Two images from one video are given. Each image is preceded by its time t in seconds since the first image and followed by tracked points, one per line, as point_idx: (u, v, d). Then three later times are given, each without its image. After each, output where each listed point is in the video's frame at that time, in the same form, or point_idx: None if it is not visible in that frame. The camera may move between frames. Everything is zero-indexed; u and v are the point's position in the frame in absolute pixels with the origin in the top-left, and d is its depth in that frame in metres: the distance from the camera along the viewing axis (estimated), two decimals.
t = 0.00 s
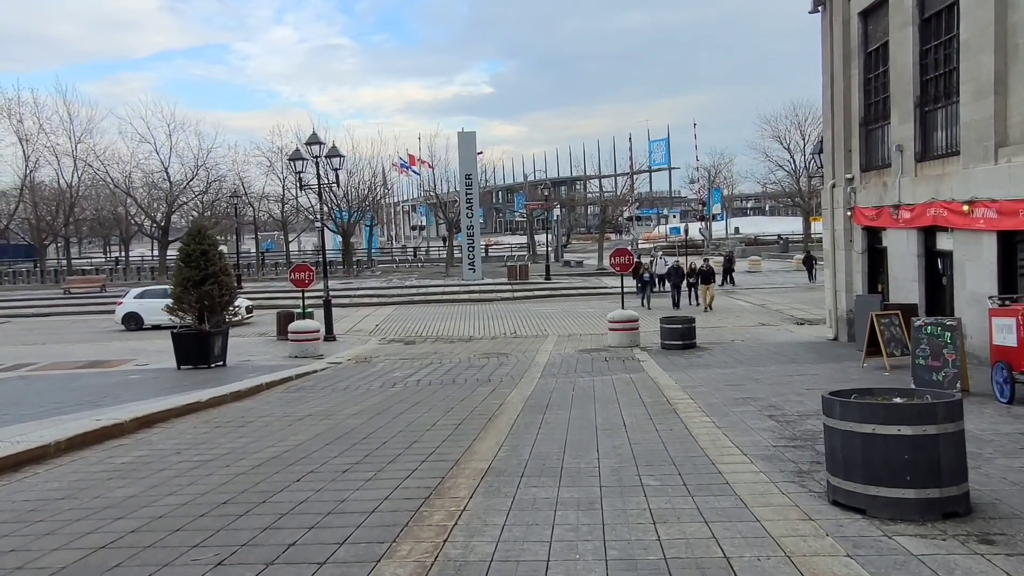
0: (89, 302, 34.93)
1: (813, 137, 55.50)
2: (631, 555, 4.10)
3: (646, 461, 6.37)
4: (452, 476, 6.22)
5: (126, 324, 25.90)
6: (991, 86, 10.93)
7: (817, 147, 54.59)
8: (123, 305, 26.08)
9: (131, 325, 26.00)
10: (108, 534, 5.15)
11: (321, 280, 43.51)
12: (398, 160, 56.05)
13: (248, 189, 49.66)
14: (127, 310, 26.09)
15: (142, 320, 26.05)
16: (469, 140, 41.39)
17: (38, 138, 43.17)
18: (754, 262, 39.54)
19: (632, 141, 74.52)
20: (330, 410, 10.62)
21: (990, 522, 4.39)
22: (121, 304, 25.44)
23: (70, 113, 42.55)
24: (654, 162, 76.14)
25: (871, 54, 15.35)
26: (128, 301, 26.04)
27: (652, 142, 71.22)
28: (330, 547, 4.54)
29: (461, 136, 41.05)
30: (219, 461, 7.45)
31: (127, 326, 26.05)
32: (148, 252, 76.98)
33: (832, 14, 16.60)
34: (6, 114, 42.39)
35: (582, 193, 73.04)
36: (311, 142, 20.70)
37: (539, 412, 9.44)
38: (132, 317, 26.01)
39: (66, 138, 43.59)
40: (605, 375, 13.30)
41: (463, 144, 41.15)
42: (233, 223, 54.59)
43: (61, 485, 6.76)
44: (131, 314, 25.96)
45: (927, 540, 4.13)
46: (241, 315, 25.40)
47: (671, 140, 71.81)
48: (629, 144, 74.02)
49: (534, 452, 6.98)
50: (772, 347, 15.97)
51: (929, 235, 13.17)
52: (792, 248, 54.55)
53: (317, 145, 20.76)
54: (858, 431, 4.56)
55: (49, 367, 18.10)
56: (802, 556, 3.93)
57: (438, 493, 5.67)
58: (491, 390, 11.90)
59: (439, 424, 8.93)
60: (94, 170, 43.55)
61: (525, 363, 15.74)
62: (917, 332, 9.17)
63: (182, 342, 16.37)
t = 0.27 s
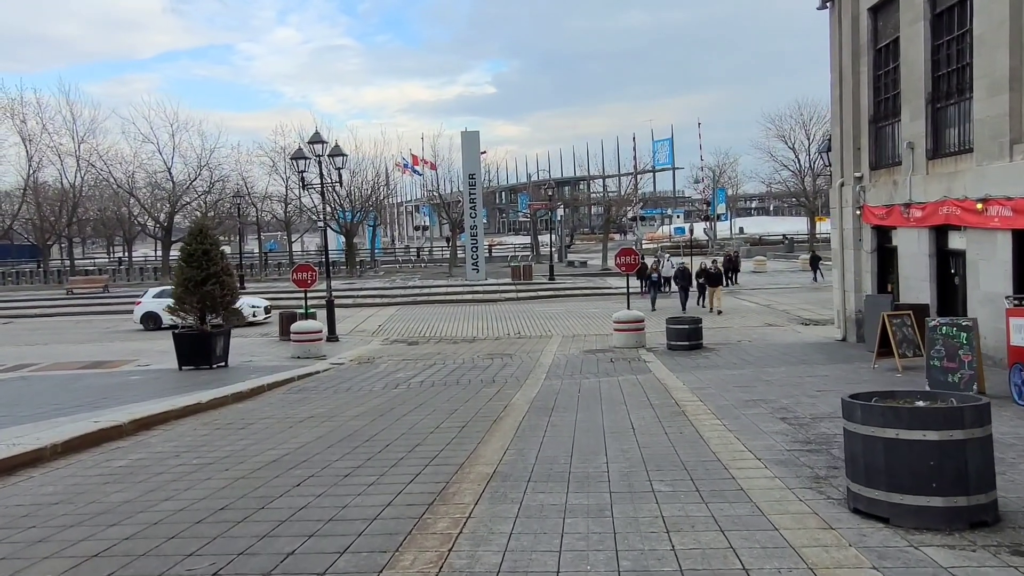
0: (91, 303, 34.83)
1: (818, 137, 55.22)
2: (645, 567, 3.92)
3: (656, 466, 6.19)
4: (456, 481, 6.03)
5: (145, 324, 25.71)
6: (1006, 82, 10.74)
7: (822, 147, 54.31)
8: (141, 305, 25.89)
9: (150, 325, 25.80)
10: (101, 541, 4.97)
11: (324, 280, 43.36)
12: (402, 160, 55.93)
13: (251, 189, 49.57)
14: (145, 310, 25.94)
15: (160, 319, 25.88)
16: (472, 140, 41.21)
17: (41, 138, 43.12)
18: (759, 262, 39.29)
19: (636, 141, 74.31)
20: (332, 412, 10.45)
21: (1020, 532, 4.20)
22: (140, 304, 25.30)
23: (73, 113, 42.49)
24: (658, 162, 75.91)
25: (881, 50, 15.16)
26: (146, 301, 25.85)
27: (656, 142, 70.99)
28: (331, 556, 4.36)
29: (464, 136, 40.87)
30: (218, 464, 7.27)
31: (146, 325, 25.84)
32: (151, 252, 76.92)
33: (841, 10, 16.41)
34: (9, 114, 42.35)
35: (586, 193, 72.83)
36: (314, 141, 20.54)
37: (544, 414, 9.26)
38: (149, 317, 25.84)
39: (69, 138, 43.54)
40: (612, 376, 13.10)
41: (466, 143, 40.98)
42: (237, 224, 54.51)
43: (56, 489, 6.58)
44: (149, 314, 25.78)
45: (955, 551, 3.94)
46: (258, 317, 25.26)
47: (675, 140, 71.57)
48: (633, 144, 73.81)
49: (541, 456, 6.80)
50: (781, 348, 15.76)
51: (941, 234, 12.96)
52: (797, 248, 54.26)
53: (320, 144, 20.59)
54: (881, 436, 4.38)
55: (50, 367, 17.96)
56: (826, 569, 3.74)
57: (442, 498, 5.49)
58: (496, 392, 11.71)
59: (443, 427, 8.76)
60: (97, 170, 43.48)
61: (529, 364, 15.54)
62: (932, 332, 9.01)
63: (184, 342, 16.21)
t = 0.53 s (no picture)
0: (97, 300, 34.79)
1: (826, 135, 54.84)
2: None
3: (667, 471, 5.99)
4: (460, 486, 5.84)
5: (165, 321, 25.27)
6: None
7: (831, 146, 53.94)
8: (160, 302, 25.38)
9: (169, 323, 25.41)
10: (91, 548, 4.80)
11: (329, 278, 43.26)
12: (408, 158, 55.79)
13: (257, 187, 49.52)
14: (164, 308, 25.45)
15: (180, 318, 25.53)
16: (478, 138, 41.02)
17: (47, 136, 43.13)
18: (767, 261, 39.00)
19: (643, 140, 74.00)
20: (335, 412, 10.28)
21: None
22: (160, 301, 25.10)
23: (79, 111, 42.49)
24: (665, 160, 75.59)
25: (893, 46, 14.91)
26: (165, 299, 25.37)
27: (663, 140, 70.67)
28: (329, 567, 4.17)
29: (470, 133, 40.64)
30: (217, 467, 7.10)
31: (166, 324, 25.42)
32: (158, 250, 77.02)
33: (853, 5, 16.15)
34: (16, 112, 42.37)
35: (593, 191, 72.58)
36: (318, 138, 20.37)
37: (550, 416, 9.06)
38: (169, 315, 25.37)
39: (75, 135, 43.52)
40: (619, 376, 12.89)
41: (472, 141, 40.76)
42: (242, 222, 54.44)
43: (50, 492, 6.42)
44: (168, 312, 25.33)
45: (986, 566, 3.73)
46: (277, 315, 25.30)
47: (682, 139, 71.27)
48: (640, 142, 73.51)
49: (547, 460, 6.60)
50: (790, 348, 15.52)
51: (956, 233, 12.72)
52: (804, 247, 53.90)
53: (325, 141, 20.42)
54: (906, 442, 4.17)
55: (53, 365, 17.86)
56: None
57: (445, 504, 5.30)
58: (501, 392, 11.52)
59: (447, 428, 8.57)
60: (103, 167, 43.47)
61: (535, 363, 15.35)
62: (949, 333, 8.77)
63: (187, 341, 16.09)
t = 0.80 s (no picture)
0: (101, 299, 34.74)
1: (834, 133, 54.42)
2: None
3: (675, 476, 5.78)
4: (460, 491, 5.64)
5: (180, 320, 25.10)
6: None
7: (839, 144, 53.54)
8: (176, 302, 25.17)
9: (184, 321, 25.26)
10: (76, 555, 4.62)
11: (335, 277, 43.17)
12: (413, 157, 55.64)
13: (263, 185, 49.46)
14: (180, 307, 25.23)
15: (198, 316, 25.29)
16: (484, 135, 40.82)
17: (53, 135, 43.14)
18: (775, 260, 38.68)
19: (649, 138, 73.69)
20: (336, 413, 10.10)
21: None
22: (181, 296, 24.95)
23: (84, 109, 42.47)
24: (671, 159, 75.23)
25: (905, 40, 14.66)
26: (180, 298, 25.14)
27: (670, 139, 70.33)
28: None
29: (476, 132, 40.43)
30: (212, 469, 6.92)
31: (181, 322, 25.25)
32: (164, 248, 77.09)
33: None
34: (21, 110, 42.39)
35: (599, 190, 72.30)
36: (322, 136, 20.18)
37: (554, 417, 8.86)
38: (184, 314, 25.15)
39: (80, 134, 43.53)
40: (626, 377, 12.67)
41: (478, 139, 40.56)
42: (248, 221, 54.40)
43: (39, 495, 6.25)
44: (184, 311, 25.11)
45: None
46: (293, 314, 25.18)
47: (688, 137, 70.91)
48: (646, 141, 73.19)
49: (550, 464, 6.40)
50: (799, 348, 15.28)
51: (970, 231, 12.46)
52: (812, 246, 53.52)
53: (328, 139, 20.25)
54: (927, 449, 3.95)
55: (55, 364, 17.75)
56: None
57: (444, 511, 5.10)
58: (505, 393, 11.32)
59: (449, 429, 8.38)
60: (108, 166, 43.45)
61: (540, 363, 15.15)
62: (964, 333, 8.54)
63: (189, 340, 15.95)
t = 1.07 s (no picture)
0: (105, 296, 34.66)
1: (841, 132, 54.06)
2: None
3: (680, 483, 5.60)
4: (458, 496, 5.46)
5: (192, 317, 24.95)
6: None
7: (846, 143, 53.17)
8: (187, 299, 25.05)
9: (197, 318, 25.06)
10: (56, 563, 4.45)
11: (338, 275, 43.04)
12: (418, 155, 55.49)
13: (267, 183, 49.36)
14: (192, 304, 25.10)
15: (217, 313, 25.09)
16: (488, 133, 40.60)
17: (57, 132, 43.09)
18: (781, 260, 38.40)
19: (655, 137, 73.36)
20: (334, 413, 9.94)
21: None
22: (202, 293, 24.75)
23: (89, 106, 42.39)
24: (677, 158, 74.89)
25: (915, 37, 14.42)
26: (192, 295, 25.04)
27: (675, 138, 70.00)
28: None
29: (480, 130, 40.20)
30: (205, 472, 6.76)
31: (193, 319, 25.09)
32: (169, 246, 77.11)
33: None
34: (26, 108, 42.35)
35: (604, 189, 72.04)
36: (324, 132, 19.97)
37: (557, 419, 8.68)
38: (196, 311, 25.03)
39: (84, 131, 43.46)
40: (630, 377, 12.48)
41: (482, 138, 40.33)
42: (252, 218, 54.31)
43: (27, 497, 6.09)
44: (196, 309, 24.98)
45: None
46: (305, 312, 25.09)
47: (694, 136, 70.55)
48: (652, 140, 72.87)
49: (552, 468, 6.21)
50: (806, 349, 15.07)
51: (981, 231, 12.23)
52: (818, 246, 53.19)
53: (330, 136, 20.06)
54: (945, 459, 3.75)
55: (55, 362, 17.64)
56: None
57: (440, 518, 4.92)
58: (507, 393, 11.14)
59: (449, 431, 8.21)
60: (112, 163, 43.38)
61: (543, 363, 14.95)
62: (977, 335, 8.31)
63: (189, 338, 15.81)
